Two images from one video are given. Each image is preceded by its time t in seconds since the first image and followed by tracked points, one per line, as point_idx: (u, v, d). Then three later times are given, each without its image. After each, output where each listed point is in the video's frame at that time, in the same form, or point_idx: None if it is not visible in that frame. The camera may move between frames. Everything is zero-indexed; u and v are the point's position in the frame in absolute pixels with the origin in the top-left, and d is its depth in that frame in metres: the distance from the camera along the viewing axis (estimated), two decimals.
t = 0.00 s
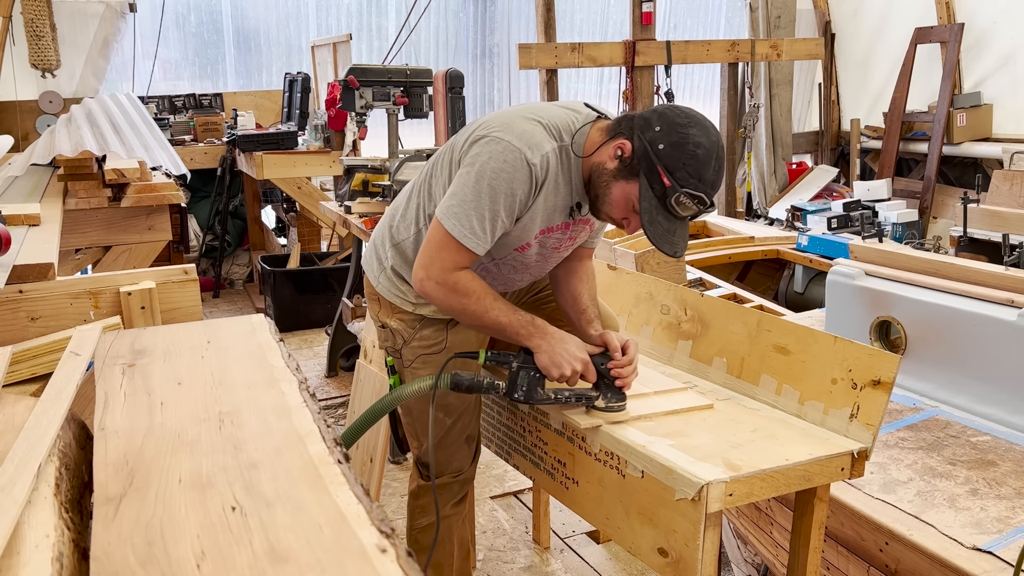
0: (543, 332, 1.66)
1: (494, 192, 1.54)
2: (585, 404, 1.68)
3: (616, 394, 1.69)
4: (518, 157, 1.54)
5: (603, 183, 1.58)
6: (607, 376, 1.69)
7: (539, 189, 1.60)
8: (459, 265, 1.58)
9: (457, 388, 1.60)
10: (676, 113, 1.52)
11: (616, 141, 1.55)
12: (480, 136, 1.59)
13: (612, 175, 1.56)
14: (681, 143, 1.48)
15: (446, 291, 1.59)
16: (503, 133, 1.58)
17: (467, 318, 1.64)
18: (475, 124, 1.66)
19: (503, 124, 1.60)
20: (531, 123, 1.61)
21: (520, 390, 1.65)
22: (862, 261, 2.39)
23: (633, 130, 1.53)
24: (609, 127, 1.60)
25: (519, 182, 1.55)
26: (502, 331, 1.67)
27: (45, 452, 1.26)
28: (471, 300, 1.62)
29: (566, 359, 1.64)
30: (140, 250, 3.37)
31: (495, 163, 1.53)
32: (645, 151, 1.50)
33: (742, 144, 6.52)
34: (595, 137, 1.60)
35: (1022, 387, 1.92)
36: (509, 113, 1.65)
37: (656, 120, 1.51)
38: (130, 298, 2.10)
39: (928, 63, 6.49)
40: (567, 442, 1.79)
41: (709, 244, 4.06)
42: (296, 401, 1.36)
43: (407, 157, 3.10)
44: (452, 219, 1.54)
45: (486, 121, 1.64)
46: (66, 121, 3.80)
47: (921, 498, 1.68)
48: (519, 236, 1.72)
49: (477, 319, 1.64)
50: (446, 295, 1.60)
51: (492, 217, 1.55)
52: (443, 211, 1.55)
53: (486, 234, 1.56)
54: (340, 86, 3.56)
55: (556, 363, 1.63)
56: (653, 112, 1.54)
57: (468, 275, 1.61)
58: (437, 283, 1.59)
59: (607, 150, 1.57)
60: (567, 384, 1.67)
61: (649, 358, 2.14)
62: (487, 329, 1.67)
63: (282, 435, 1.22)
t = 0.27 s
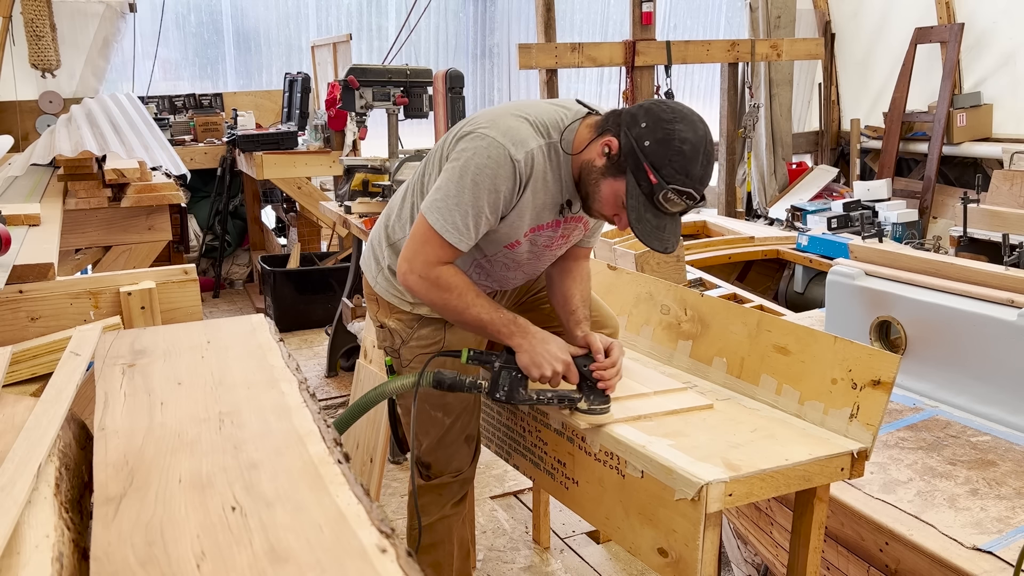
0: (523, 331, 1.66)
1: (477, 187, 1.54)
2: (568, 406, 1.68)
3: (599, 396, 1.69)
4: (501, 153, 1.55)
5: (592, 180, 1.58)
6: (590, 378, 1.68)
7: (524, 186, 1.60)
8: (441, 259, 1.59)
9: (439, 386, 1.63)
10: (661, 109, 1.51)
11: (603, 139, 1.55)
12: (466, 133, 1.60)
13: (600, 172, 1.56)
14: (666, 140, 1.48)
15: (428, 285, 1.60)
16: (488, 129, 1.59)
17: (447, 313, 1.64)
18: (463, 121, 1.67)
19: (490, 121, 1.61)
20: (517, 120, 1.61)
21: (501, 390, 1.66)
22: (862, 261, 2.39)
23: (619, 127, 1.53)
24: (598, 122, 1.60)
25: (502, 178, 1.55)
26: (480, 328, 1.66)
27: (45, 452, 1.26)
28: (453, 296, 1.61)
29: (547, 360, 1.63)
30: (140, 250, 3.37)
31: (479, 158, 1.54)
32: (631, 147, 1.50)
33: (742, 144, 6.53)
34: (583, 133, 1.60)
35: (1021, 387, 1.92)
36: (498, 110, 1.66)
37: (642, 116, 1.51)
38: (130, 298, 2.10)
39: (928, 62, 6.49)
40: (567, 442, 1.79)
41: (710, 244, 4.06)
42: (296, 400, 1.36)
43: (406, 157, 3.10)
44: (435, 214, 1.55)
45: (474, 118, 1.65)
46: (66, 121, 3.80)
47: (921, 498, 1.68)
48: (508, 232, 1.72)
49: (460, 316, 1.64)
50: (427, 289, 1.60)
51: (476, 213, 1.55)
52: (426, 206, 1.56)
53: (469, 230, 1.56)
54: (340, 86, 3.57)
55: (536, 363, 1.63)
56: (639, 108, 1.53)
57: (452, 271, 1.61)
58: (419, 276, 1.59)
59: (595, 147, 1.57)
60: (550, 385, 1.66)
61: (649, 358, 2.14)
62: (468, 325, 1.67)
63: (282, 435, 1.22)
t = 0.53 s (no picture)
0: (469, 316, 1.63)
1: (461, 164, 1.56)
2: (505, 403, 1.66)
3: (543, 400, 1.66)
4: (490, 134, 1.57)
5: (601, 164, 1.58)
6: (534, 380, 1.63)
7: (513, 169, 1.61)
8: (410, 224, 1.61)
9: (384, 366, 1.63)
10: (660, 84, 1.51)
11: (608, 122, 1.55)
12: (462, 115, 1.63)
13: (608, 155, 1.56)
14: (670, 115, 1.48)
15: (391, 247, 1.61)
16: (483, 112, 1.62)
17: (402, 280, 1.64)
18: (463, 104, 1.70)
19: (487, 104, 1.64)
20: (517, 107, 1.63)
21: (440, 376, 1.61)
22: (862, 261, 2.39)
23: (621, 108, 1.53)
24: (595, 105, 1.60)
25: (488, 160, 1.57)
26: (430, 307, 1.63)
27: (45, 452, 1.26)
28: (411, 264, 1.61)
29: (488, 350, 1.58)
30: (140, 250, 3.37)
31: (467, 137, 1.56)
32: (637, 128, 1.50)
33: (742, 144, 6.53)
34: (581, 117, 1.61)
35: (1022, 387, 1.92)
36: (498, 96, 1.68)
37: (641, 94, 1.52)
38: (130, 298, 2.10)
39: (928, 62, 6.49)
40: (567, 442, 1.79)
41: (710, 244, 4.07)
42: (296, 400, 1.36)
43: (406, 157, 3.10)
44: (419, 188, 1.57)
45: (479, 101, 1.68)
46: (66, 121, 3.80)
47: (921, 498, 1.68)
48: (496, 217, 1.72)
49: (410, 285, 1.63)
50: (389, 251, 1.61)
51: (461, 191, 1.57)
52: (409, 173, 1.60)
53: (447, 204, 1.58)
54: (340, 86, 3.57)
55: (478, 352, 1.58)
56: (638, 86, 1.54)
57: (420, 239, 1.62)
58: (383, 234, 1.61)
59: (598, 130, 1.57)
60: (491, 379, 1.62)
61: (649, 358, 2.14)
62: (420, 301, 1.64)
63: (282, 435, 1.22)
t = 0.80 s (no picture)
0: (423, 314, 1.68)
1: (436, 151, 1.58)
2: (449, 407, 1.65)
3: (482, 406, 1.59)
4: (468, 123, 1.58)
5: (598, 151, 1.58)
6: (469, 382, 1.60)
7: (492, 160, 1.61)
8: (381, 204, 1.63)
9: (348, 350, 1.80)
10: (645, 65, 1.51)
11: (598, 108, 1.55)
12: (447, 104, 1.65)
13: (603, 142, 1.56)
14: (662, 96, 1.48)
15: (359, 225, 1.63)
16: (467, 103, 1.63)
17: (363, 260, 1.66)
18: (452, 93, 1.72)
19: (472, 94, 1.65)
20: (502, 100, 1.64)
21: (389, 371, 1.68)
22: (862, 261, 2.39)
23: (611, 94, 1.53)
24: (580, 92, 1.59)
25: (464, 149, 1.58)
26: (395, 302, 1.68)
27: (45, 452, 1.26)
28: (373, 245, 1.64)
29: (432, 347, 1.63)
30: (140, 250, 3.37)
31: (445, 126, 1.59)
32: (631, 113, 1.51)
33: (742, 143, 6.53)
34: (568, 105, 1.60)
35: (1022, 387, 1.92)
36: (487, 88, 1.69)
37: (629, 77, 1.51)
38: (130, 298, 2.10)
39: (928, 62, 6.49)
40: (567, 442, 1.79)
41: (710, 244, 4.07)
42: (296, 401, 1.36)
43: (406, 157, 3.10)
44: (395, 171, 1.60)
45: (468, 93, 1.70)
46: (66, 121, 3.80)
47: (921, 498, 1.68)
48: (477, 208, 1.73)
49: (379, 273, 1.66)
50: (356, 228, 1.63)
51: (437, 176, 1.59)
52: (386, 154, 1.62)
53: (420, 189, 1.60)
54: (340, 86, 3.57)
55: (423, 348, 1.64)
56: (623, 68, 1.53)
57: (387, 222, 1.65)
58: (353, 211, 1.63)
59: (589, 119, 1.56)
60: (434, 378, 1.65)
61: (649, 358, 2.14)
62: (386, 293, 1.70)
63: (282, 435, 1.22)
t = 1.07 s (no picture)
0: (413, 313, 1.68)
1: (401, 153, 1.58)
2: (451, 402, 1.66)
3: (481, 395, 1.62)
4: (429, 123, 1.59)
5: (567, 139, 1.55)
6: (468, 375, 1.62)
7: (458, 156, 1.61)
8: (356, 213, 1.63)
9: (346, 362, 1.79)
10: (611, 48, 1.48)
11: (566, 95, 1.52)
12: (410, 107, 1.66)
13: (571, 130, 1.53)
14: (627, 80, 1.45)
15: (335, 235, 1.63)
16: (429, 104, 1.64)
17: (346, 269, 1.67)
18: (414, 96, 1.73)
19: (435, 95, 1.66)
20: (463, 97, 1.64)
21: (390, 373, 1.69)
22: (862, 261, 2.39)
23: (576, 80, 1.51)
24: (548, 81, 1.58)
25: (429, 148, 1.59)
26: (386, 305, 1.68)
27: (45, 452, 1.26)
28: (354, 254, 1.65)
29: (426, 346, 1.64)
30: (140, 250, 3.37)
31: (408, 128, 1.59)
32: (596, 98, 1.48)
33: (742, 143, 6.53)
34: (536, 95, 1.58)
35: (1022, 387, 1.92)
36: (451, 88, 1.70)
37: (594, 62, 1.49)
38: (130, 298, 2.10)
39: (928, 63, 6.49)
40: (567, 442, 1.79)
41: (710, 244, 4.07)
42: (296, 400, 1.36)
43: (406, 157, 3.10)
44: (362, 176, 1.60)
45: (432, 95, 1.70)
46: (66, 121, 3.80)
47: (921, 498, 1.68)
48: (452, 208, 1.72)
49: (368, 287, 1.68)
50: (335, 239, 1.64)
51: (403, 177, 1.59)
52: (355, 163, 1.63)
53: (390, 193, 1.60)
54: (340, 86, 3.57)
55: (418, 347, 1.65)
56: (588, 53, 1.51)
57: (365, 230, 1.65)
58: (329, 222, 1.64)
59: (556, 106, 1.54)
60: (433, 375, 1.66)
61: (649, 358, 2.14)
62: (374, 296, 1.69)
63: (282, 436, 1.22)
